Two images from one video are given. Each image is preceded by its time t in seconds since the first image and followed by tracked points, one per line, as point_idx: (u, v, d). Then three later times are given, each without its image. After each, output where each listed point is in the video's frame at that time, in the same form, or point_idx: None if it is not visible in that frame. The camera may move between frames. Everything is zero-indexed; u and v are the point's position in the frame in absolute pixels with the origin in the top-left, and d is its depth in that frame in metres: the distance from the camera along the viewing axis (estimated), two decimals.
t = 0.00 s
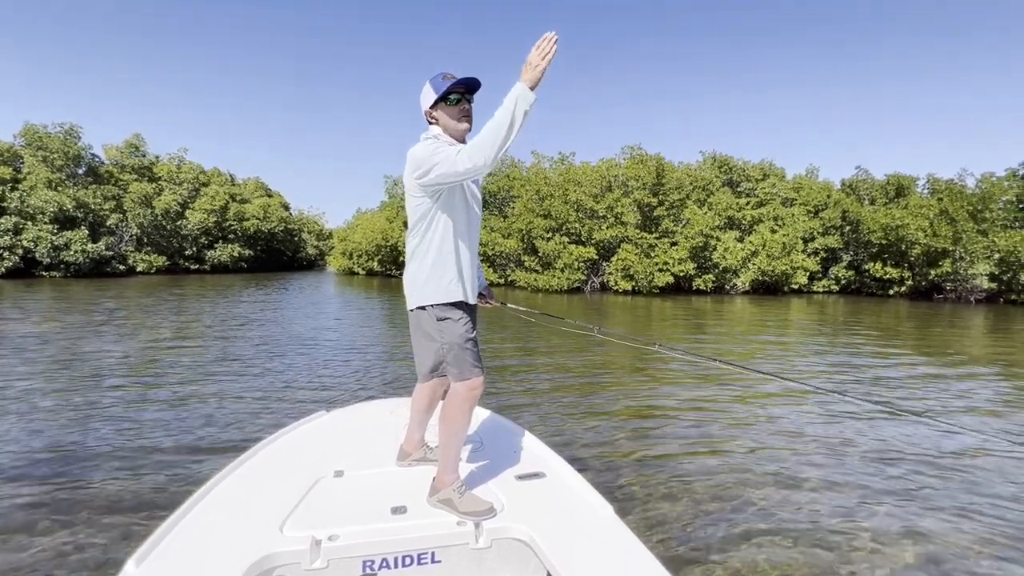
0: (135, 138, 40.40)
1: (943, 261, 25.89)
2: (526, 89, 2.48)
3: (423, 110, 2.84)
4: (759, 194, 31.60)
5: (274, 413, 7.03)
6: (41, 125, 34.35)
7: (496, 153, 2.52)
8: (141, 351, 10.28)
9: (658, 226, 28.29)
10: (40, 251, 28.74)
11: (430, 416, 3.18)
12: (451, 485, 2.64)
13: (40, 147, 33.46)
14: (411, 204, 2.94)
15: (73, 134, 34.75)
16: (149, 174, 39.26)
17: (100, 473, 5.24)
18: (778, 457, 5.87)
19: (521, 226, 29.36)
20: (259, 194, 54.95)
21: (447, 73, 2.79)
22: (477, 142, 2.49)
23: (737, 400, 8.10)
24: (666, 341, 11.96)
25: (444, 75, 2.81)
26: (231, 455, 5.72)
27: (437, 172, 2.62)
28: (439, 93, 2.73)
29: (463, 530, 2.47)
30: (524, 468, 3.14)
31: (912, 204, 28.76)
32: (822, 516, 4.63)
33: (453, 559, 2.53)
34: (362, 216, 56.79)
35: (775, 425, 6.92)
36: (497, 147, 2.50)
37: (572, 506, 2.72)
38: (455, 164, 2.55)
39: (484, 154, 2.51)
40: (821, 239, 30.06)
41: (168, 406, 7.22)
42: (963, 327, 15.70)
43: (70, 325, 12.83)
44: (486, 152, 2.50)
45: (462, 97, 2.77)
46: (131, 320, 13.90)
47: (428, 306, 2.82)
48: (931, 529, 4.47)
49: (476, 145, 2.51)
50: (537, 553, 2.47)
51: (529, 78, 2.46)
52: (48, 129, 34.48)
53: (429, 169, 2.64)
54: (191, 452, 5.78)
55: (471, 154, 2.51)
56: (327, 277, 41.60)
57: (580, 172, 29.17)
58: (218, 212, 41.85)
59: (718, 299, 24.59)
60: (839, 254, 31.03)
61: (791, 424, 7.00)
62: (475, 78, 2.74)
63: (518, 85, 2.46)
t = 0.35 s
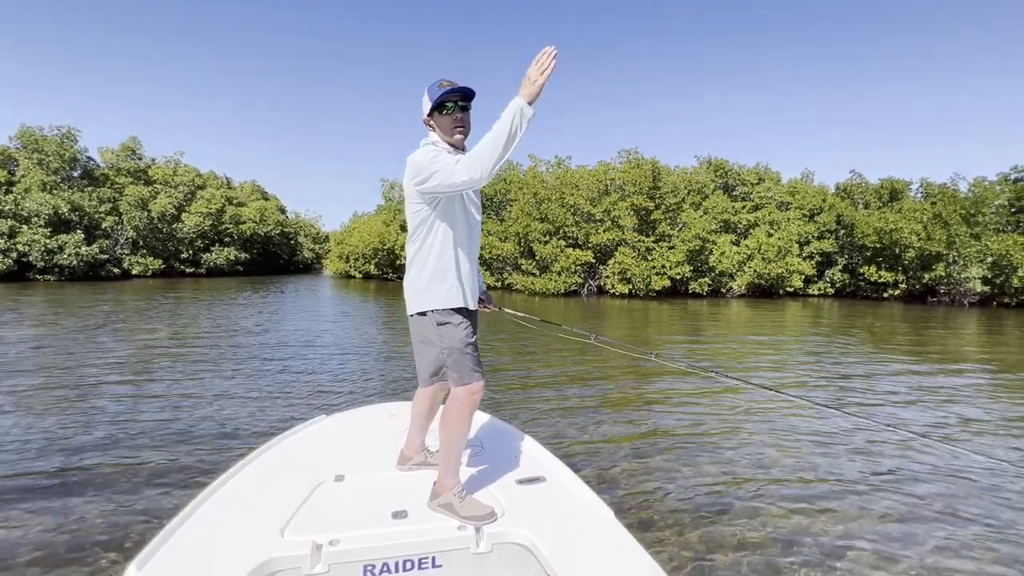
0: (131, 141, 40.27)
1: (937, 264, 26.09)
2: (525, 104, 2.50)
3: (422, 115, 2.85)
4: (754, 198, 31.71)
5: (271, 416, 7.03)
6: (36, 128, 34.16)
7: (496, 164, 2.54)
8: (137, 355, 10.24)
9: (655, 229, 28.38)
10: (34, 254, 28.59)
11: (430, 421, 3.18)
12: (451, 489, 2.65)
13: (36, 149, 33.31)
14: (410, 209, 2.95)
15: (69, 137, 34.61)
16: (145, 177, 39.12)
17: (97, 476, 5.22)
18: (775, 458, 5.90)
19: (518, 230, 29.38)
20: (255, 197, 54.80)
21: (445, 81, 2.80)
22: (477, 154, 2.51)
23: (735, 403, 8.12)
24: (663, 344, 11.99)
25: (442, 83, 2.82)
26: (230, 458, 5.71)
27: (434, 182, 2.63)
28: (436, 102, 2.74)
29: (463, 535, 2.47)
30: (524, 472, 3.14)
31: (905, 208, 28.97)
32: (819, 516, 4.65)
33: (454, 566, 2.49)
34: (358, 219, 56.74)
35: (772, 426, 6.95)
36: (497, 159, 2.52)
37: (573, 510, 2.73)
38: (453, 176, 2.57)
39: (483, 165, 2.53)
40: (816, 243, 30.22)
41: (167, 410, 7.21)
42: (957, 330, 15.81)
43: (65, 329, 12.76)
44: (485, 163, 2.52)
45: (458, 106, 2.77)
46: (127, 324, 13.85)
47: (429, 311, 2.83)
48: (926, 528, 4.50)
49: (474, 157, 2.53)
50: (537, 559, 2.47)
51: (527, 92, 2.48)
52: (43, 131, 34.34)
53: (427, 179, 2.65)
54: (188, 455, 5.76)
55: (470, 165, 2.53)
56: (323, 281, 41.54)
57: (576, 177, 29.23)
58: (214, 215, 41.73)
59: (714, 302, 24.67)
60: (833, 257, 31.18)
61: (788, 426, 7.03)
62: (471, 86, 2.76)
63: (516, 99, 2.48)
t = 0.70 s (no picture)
0: (128, 144, 40.17)
1: (932, 267, 26.19)
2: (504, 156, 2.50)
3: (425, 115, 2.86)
4: (750, 201, 31.77)
5: (268, 418, 7.03)
6: (32, 130, 34.04)
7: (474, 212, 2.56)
8: (133, 357, 10.21)
9: (652, 232, 28.42)
10: (28, 256, 28.44)
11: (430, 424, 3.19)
12: (451, 492, 2.66)
13: (32, 151, 33.16)
14: (408, 214, 2.98)
15: (66, 140, 34.47)
16: (141, 179, 39.03)
17: (94, 479, 5.20)
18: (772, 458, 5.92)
19: (515, 232, 29.37)
20: (252, 199, 54.67)
21: (448, 82, 2.79)
22: (456, 202, 2.54)
23: (731, 404, 8.14)
24: (660, 345, 12.00)
25: (446, 83, 2.81)
26: (227, 460, 5.70)
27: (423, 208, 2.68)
28: (437, 104, 2.75)
29: (463, 537, 2.48)
30: (523, 475, 3.15)
31: (900, 211, 29.10)
32: (815, 516, 4.67)
33: (454, 569, 2.48)
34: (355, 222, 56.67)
35: (769, 427, 6.97)
36: (474, 210, 2.54)
37: (573, 512, 2.73)
38: (435, 215, 2.61)
39: (460, 214, 2.55)
40: (812, 245, 30.33)
41: (164, 412, 7.20)
42: (951, 332, 15.87)
43: (62, 331, 12.73)
44: (462, 213, 2.55)
45: (458, 110, 2.77)
46: (124, 326, 13.82)
47: (426, 315, 2.85)
48: (922, 528, 4.52)
49: (454, 200, 2.55)
50: (537, 562, 2.47)
51: (506, 147, 2.47)
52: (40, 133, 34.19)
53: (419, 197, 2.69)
54: (185, 458, 5.75)
55: (449, 213, 2.56)
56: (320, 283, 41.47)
57: (573, 179, 29.25)
58: (211, 217, 41.62)
59: (710, 304, 24.70)
60: (829, 260, 31.25)
61: (785, 427, 7.06)
62: (472, 92, 2.76)
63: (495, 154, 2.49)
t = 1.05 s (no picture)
0: (124, 145, 40.07)
1: (927, 268, 26.33)
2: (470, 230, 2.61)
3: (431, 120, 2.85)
4: (746, 203, 31.82)
5: (267, 421, 7.02)
6: (27, 132, 33.88)
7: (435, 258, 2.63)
8: (130, 360, 10.18)
9: (649, 233, 28.49)
10: (23, 258, 28.31)
11: (430, 425, 3.19)
12: (451, 493, 2.66)
13: (27, 152, 33.05)
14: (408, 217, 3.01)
15: (61, 141, 34.35)
16: (137, 181, 38.90)
17: (94, 481, 5.20)
18: (770, 457, 5.92)
19: (512, 234, 29.36)
20: (248, 201, 54.54)
21: (457, 91, 2.77)
22: (419, 243, 2.62)
23: (730, 405, 8.14)
24: (658, 346, 12.00)
25: (456, 90, 2.78)
26: (224, 463, 5.66)
27: (402, 228, 2.74)
28: (443, 112, 2.74)
29: (463, 538, 2.48)
30: (523, 475, 3.16)
31: (895, 212, 29.23)
32: (814, 514, 4.68)
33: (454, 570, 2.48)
34: (351, 224, 56.63)
35: (767, 427, 6.97)
36: (431, 257, 2.62)
37: (572, 513, 2.74)
38: (405, 244, 2.69)
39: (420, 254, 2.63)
40: (808, 247, 30.47)
41: (161, 415, 7.18)
42: (946, 333, 15.98)
43: (57, 334, 12.66)
44: (422, 255, 2.63)
45: (464, 120, 2.75)
46: (121, 328, 13.78)
47: (424, 317, 2.86)
48: (920, 525, 4.52)
49: (422, 239, 2.63)
50: (536, 561, 2.48)
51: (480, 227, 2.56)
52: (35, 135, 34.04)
53: (403, 213, 2.75)
54: (181, 460, 5.72)
55: (412, 250, 2.65)
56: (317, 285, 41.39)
57: (570, 181, 29.30)
58: (207, 219, 41.51)
59: (707, 306, 24.77)
60: (826, 262, 31.36)
61: (782, 426, 7.06)
62: (479, 103, 2.73)
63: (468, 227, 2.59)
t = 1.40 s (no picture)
0: (120, 146, 39.91)
1: (923, 268, 26.46)
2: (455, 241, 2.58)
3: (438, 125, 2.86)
4: (743, 204, 31.87)
5: (265, 422, 7.00)
6: (22, 132, 33.72)
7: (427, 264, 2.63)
8: (127, 361, 10.14)
9: (646, 233, 28.53)
10: (17, 259, 28.18)
11: (430, 426, 3.20)
12: (452, 493, 2.67)
13: (21, 153, 32.88)
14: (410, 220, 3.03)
15: (56, 142, 34.18)
16: (133, 181, 38.77)
17: (92, 483, 5.18)
18: (769, 458, 5.92)
19: (510, 234, 29.35)
20: (245, 201, 54.42)
21: (467, 97, 2.77)
22: (411, 249, 2.63)
23: (728, 405, 8.14)
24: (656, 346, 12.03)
25: (466, 96, 2.79)
26: (223, 464, 5.64)
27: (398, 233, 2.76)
28: (452, 119, 2.74)
29: (463, 538, 2.48)
30: (523, 476, 3.16)
31: (891, 213, 29.35)
32: (813, 514, 4.67)
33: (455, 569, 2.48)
34: (348, 224, 56.54)
35: (765, 427, 6.98)
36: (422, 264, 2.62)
37: (573, 514, 2.73)
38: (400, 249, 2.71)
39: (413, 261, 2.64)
40: (804, 247, 30.57)
41: (159, 415, 7.15)
42: (942, 332, 16.07)
43: (53, 335, 12.60)
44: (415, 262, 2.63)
45: (470, 127, 2.75)
46: (117, 329, 13.72)
47: (425, 319, 2.88)
48: (918, 524, 4.54)
49: (412, 246, 2.65)
50: (536, 561, 2.48)
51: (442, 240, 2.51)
52: (29, 136, 33.87)
53: (401, 219, 2.76)
54: (179, 462, 5.67)
55: (404, 255, 2.66)
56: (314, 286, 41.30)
57: (568, 181, 29.33)
58: (204, 220, 41.40)
59: (705, 306, 24.82)
60: (822, 262, 31.47)
61: (781, 426, 7.07)
62: (488, 110, 2.74)
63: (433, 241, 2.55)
